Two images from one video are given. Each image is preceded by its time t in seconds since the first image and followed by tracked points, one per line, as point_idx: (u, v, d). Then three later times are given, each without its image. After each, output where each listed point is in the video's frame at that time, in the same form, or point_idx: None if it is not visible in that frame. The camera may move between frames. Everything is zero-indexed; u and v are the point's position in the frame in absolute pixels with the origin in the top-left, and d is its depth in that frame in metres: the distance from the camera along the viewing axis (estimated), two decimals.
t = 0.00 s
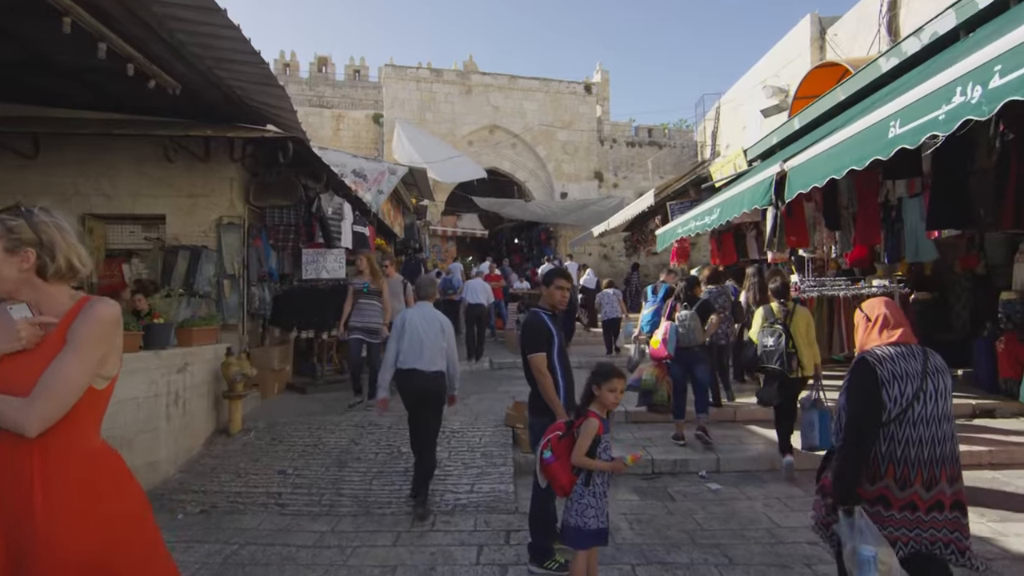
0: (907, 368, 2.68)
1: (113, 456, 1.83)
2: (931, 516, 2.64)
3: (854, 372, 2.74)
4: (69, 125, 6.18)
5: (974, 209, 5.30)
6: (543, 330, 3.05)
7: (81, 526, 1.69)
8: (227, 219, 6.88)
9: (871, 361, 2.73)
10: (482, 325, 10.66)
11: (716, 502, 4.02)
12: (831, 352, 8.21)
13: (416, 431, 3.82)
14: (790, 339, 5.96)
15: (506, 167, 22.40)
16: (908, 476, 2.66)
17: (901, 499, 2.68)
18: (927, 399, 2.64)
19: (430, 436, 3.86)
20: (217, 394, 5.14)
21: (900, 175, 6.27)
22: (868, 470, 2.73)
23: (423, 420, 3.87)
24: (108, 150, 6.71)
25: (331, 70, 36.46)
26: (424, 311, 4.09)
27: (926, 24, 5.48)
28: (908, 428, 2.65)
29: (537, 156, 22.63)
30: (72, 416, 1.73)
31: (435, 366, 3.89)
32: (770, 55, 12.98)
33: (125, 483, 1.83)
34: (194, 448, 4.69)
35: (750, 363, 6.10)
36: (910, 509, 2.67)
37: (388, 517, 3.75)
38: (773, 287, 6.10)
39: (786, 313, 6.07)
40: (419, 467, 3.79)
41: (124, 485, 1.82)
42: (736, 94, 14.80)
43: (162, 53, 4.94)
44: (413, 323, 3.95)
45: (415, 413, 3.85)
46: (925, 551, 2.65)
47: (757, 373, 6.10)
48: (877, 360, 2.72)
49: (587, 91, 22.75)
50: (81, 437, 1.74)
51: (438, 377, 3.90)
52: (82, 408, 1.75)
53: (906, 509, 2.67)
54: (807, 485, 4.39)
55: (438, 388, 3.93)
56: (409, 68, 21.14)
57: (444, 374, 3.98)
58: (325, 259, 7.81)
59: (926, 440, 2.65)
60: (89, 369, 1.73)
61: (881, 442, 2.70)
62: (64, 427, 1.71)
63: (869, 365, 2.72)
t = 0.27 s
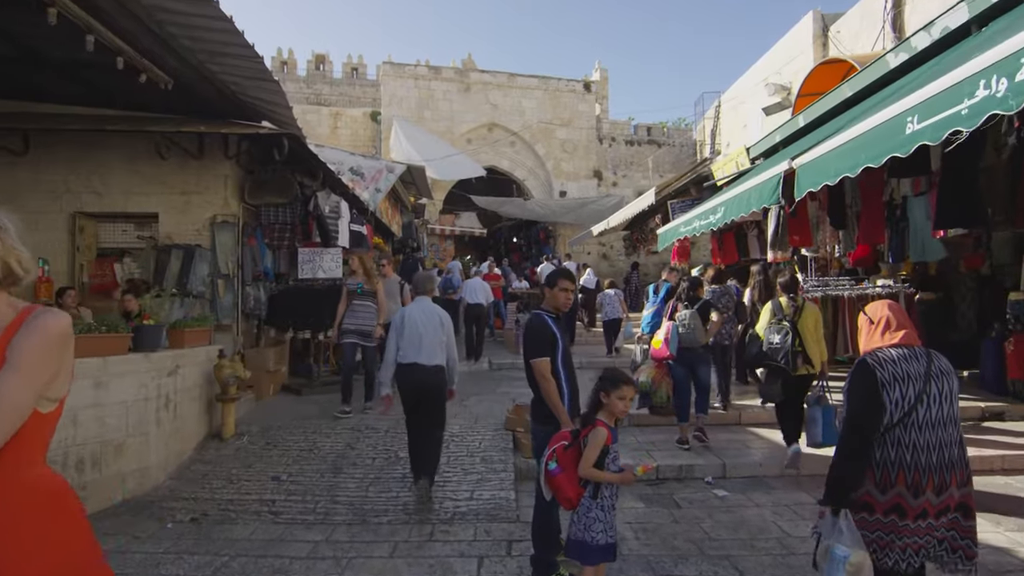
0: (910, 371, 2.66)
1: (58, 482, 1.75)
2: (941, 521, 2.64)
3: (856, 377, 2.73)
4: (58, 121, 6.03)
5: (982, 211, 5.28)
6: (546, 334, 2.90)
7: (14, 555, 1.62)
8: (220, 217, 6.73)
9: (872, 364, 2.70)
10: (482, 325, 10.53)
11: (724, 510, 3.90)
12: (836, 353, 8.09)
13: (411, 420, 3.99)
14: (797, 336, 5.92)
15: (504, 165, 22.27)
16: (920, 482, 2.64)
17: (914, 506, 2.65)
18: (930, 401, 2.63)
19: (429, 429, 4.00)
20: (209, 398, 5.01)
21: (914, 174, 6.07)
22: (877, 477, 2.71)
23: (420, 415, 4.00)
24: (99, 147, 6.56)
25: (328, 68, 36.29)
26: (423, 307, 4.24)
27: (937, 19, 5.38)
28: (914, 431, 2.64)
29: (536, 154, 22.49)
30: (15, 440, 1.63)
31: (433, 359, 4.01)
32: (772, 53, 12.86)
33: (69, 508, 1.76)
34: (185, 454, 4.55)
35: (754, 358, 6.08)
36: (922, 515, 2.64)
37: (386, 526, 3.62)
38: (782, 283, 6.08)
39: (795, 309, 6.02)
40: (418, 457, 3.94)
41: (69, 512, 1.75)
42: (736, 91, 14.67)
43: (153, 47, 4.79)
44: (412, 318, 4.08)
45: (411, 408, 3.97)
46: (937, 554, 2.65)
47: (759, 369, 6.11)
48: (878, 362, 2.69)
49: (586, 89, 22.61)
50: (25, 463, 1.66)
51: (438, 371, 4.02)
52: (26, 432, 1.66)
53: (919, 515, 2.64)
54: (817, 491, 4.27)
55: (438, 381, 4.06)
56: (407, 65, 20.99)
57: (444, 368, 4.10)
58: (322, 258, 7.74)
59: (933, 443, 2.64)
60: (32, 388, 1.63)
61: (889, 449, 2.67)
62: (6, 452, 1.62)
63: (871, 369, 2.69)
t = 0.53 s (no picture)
0: (914, 378, 2.54)
1: None
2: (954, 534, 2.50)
3: (859, 385, 2.60)
4: (47, 118, 5.87)
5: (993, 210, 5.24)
6: (548, 339, 2.77)
7: None
8: (215, 216, 6.60)
9: (875, 372, 2.58)
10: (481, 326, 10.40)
11: (733, 519, 3.77)
12: (841, 354, 7.96)
13: (404, 415, 4.10)
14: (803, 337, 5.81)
15: (503, 164, 22.14)
16: (931, 494, 2.50)
17: (927, 519, 2.50)
18: (937, 409, 2.51)
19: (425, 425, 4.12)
20: (201, 402, 4.87)
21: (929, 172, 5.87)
22: (885, 490, 2.57)
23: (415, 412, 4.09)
24: (90, 145, 6.42)
25: (326, 67, 36.15)
26: (421, 304, 4.35)
27: (946, 14, 5.29)
28: (922, 441, 2.50)
29: (535, 153, 22.36)
30: None
31: (433, 353, 4.09)
32: (773, 51, 12.75)
33: None
34: (177, 461, 4.41)
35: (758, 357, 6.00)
36: (936, 529, 2.51)
37: (383, 537, 3.49)
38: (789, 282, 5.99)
39: (803, 310, 5.90)
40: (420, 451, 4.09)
41: None
42: (737, 90, 14.55)
43: (143, 41, 4.64)
44: (412, 312, 4.21)
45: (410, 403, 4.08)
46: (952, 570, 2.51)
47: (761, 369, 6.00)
48: (881, 370, 2.58)
49: (585, 88, 22.48)
50: None
51: (438, 365, 4.10)
52: None
53: (932, 529, 2.50)
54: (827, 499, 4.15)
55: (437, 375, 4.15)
56: (405, 64, 20.85)
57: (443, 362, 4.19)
58: (318, 259, 7.42)
59: (942, 453, 2.51)
60: None
61: (897, 460, 2.53)
62: None
63: (874, 377, 2.57)
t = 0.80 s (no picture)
0: (924, 389, 2.44)
1: None
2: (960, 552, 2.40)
3: (866, 394, 2.49)
4: (36, 116, 5.72)
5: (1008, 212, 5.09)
6: (555, 344, 2.64)
7: None
8: (209, 216, 6.45)
9: (885, 380, 2.48)
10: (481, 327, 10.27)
11: (743, 530, 3.64)
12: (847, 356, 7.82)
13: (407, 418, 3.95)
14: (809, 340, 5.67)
15: (502, 164, 22.01)
16: (936, 507, 2.40)
17: (932, 535, 2.40)
18: (945, 422, 2.41)
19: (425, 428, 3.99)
20: (193, 407, 4.73)
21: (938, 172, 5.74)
22: (888, 502, 2.46)
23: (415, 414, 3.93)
24: (81, 144, 6.27)
25: (324, 67, 36.03)
26: (420, 303, 4.27)
27: (958, 9, 5.16)
28: (930, 454, 2.40)
29: (534, 153, 22.23)
30: None
31: (435, 350, 4.03)
32: (775, 50, 12.62)
33: None
34: (168, 468, 4.28)
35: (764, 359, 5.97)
36: (942, 545, 2.40)
37: (379, 550, 3.35)
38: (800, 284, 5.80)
39: (812, 312, 5.75)
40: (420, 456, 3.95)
41: None
42: (738, 89, 14.42)
43: (134, 36, 4.50)
44: (411, 311, 4.12)
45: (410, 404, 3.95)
46: None
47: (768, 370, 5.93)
48: (892, 378, 2.47)
49: (585, 88, 22.35)
50: None
51: (440, 364, 4.06)
52: None
53: (936, 545, 2.40)
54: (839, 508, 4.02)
55: (440, 374, 4.08)
56: (404, 64, 20.73)
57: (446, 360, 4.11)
58: (314, 259, 7.39)
59: (949, 467, 2.41)
60: None
61: (902, 472, 2.43)
62: None
63: (883, 385, 2.47)
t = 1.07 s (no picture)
0: (935, 391, 2.45)
1: None
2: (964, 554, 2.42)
3: (877, 394, 2.50)
4: (26, 113, 5.58)
5: None
6: (561, 347, 2.49)
7: None
8: (205, 215, 6.32)
9: (897, 380, 2.49)
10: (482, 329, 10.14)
11: (757, 543, 3.50)
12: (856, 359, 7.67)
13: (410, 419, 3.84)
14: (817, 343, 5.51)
15: (504, 165, 21.88)
16: (943, 509, 2.42)
17: (938, 537, 2.42)
18: (955, 425, 2.43)
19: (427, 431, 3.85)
20: (187, 413, 4.59)
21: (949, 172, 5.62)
22: (895, 504, 2.48)
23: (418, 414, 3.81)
24: (74, 142, 6.14)
25: (325, 67, 35.91)
26: (424, 303, 4.19)
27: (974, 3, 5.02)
28: (938, 456, 2.42)
29: (535, 153, 22.10)
30: None
31: (440, 352, 4.00)
32: (779, 49, 12.49)
33: None
34: (160, 476, 4.14)
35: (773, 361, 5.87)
36: (947, 548, 2.42)
37: (377, 564, 3.20)
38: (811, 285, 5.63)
39: (821, 315, 5.56)
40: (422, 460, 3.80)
41: None
42: (742, 88, 14.28)
43: (125, 30, 4.37)
44: (413, 312, 4.05)
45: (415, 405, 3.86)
46: None
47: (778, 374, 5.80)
48: (904, 379, 2.48)
49: (586, 88, 22.22)
50: None
51: (444, 364, 4.01)
52: None
53: (942, 548, 2.41)
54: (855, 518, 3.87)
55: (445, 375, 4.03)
56: (404, 64, 20.60)
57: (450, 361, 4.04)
58: (313, 260, 7.30)
59: (956, 469, 2.43)
60: None
61: (911, 474, 2.45)
62: None
63: (895, 386, 2.48)
